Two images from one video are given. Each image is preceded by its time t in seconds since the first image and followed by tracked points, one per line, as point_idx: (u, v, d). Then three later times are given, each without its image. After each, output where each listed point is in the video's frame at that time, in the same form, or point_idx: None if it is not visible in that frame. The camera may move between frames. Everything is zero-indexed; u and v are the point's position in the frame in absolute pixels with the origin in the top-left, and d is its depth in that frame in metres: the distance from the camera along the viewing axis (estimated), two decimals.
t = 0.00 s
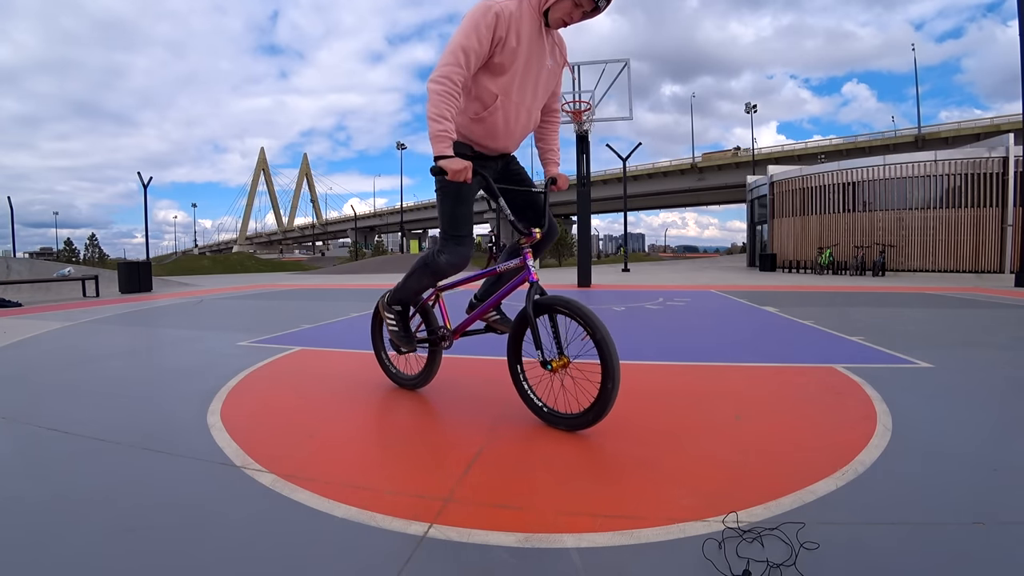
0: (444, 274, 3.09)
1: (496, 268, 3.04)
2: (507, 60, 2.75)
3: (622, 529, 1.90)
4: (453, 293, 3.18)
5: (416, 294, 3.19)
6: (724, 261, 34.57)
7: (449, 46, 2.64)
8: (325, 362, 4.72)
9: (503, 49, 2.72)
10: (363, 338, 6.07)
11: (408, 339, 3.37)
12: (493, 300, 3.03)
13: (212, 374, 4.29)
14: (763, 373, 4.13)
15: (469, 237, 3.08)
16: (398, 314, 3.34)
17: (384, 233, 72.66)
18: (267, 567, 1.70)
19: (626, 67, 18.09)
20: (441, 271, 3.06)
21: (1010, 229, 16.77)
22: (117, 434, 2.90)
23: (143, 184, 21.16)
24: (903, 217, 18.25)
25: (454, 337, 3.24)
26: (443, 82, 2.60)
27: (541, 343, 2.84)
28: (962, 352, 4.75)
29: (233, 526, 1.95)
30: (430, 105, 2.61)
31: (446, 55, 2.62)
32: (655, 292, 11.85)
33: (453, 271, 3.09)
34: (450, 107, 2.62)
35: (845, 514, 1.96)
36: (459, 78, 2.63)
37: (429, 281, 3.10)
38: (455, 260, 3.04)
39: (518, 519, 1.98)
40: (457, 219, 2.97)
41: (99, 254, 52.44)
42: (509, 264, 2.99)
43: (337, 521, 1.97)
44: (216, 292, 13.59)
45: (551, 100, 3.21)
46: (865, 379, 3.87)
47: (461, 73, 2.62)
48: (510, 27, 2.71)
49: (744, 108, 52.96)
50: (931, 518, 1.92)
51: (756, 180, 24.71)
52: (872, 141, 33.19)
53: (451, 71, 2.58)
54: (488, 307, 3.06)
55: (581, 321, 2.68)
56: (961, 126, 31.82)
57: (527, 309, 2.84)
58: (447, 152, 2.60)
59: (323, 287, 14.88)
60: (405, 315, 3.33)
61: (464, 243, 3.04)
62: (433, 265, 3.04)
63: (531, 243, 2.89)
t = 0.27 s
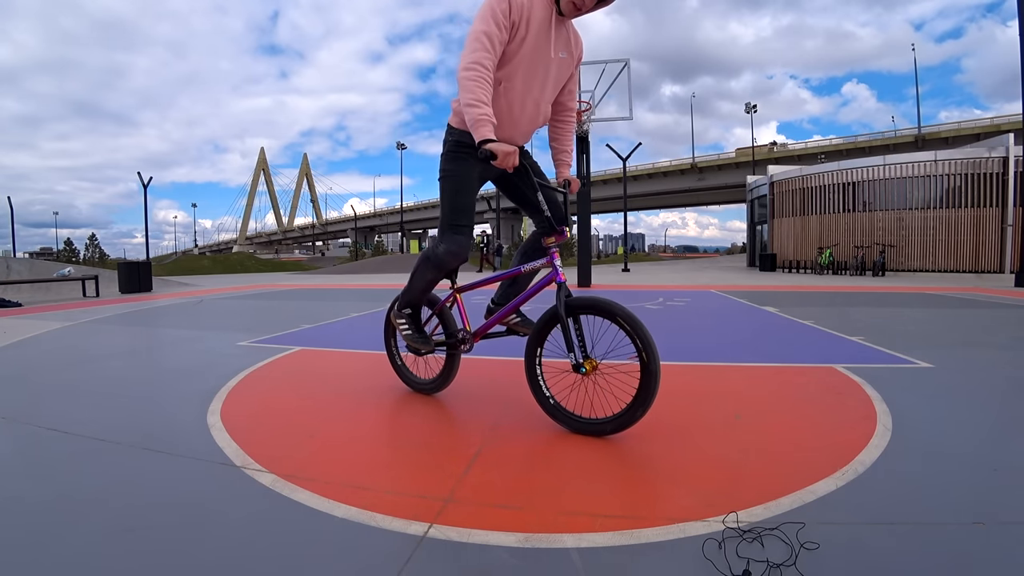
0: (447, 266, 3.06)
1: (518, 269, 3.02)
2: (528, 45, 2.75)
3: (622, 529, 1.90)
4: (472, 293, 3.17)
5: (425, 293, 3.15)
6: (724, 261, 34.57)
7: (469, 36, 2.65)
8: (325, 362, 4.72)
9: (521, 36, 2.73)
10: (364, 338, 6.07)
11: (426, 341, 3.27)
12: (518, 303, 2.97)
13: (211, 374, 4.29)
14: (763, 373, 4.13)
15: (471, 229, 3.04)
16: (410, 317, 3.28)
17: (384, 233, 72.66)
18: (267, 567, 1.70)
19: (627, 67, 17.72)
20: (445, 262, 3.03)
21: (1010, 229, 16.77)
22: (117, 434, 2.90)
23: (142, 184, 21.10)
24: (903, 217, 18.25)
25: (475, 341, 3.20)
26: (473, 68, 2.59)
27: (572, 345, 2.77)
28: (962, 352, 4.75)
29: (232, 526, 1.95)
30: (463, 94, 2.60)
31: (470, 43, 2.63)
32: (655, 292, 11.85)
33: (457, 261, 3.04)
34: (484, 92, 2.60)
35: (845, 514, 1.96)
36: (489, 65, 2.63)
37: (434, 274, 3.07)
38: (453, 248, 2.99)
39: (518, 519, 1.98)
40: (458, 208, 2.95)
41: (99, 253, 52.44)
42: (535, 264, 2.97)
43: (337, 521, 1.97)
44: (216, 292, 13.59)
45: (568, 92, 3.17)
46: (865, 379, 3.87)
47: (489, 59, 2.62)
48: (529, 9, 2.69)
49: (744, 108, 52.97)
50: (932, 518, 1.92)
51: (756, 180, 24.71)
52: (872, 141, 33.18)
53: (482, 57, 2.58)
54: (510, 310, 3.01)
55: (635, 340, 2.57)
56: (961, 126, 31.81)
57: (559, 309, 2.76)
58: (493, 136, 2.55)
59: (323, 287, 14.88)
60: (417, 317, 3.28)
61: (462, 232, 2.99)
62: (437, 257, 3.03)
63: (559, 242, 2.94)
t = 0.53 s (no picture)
0: (466, 246, 3.02)
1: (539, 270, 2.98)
2: (554, 43, 2.71)
3: (623, 528, 1.90)
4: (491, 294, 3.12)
5: (442, 287, 3.05)
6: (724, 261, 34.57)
7: (501, 25, 2.57)
8: (325, 362, 4.73)
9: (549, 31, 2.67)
10: (363, 337, 6.07)
11: (443, 345, 3.12)
12: (538, 305, 2.83)
13: (211, 374, 4.29)
14: (763, 373, 4.13)
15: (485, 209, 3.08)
16: (427, 320, 3.17)
17: (384, 233, 72.67)
18: (266, 567, 1.70)
19: (628, 66, 17.45)
20: (460, 241, 2.98)
21: (1010, 229, 16.77)
22: (117, 433, 2.90)
23: (142, 184, 21.05)
24: (903, 217, 18.25)
25: (494, 343, 3.09)
26: (499, 63, 2.54)
27: (596, 348, 2.68)
28: (963, 352, 4.74)
29: (232, 526, 1.95)
30: (486, 89, 2.54)
31: (500, 38, 2.55)
32: (655, 291, 11.85)
33: (475, 239, 3.02)
34: (507, 90, 2.55)
35: (845, 514, 1.96)
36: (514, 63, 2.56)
37: (455, 258, 3.00)
38: (472, 225, 3.00)
39: (518, 519, 1.98)
40: (473, 186, 2.98)
41: (99, 254, 52.42)
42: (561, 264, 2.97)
43: (336, 521, 1.97)
44: (216, 292, 13.59)
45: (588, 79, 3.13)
46: (865, 379, 3.87)
47: (518, 55, 2.57)
48: (563, 7, 2.62)
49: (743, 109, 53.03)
50: (932, 517, 1.92)
51: (756, 180, 24.71)
52: (872, 141, 33.18)
53: (510, 53, 2.52)
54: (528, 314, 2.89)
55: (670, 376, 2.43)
56: (961, 126, 31.81)
57: (582, 312, 2.71)
58: (499, 139, 2.50)
59: (323, 287, 14.89)
60: (435, 319, 3.16)
61: (480, 210, 3.03)
62: (454, 240, 2.97)
63: (584, 242, 2.83)
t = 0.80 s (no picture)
0: (500, 252, 2.98)
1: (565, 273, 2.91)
2: (568, 47, 2.68)
3: (623, 529, 1.90)
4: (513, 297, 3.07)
5: (471, 289, 3.04)
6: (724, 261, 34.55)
7: (503, 34, 2.56)
8: (325, 362, 4.73)
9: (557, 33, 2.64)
10: (363, 337, 6.07)
11: (466, 347, 3.10)
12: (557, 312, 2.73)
13: (211, 374, 4.29)
14: (763, 373, 4.13)
15: (519, 211, 3.01)
16: (452, 319, 3.16)
17: (384, 233, 72.65)
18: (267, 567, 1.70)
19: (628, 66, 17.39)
20: (493, 246, 2.93)
21: (1010, 229, 16.77)
22: (117, 434, 2.90)
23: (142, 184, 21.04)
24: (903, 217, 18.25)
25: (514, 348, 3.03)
26: (499, 74, 2.55)
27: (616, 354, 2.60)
28: (963, 352, 4.74)
29: (233, 526, 1.95)
30: (485, 101, 2.56)
31: (502, 46, 2.56)
32: (655, 292, 11.85)
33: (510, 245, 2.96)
34: (507, 103, 2.56)
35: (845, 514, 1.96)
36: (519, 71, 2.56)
37: (485, 262, 2.96)
38: (507, 229, 2.93)
39: (518, 519, 1.98)
40: (503, 189, 2.91)
41: (98, 254, 52.40)
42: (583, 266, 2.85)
43: (337, 522, 1.96)
44: (216, 292, 13.58)
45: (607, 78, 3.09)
46: (865, 379, 3.87)
47: (519, 65, 2.56)
48: (570, 9, 2.59)
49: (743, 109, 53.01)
50: (932, 517, 1.92)
51: (756, 180, 24.70)
52: (872, 141, 33.17)
53: (508, 65, 2.52)
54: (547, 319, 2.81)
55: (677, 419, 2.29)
56: (961, 126, 31.80)
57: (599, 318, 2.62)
58: (500, 150, 2.52)
59: (323, 287, 14.88)
60: (459, 320, 3.16)
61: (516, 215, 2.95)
62: (487, 245, 2.93)
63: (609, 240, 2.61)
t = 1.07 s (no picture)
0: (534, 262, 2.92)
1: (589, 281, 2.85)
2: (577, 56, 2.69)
3: (623, 528, 1.90)
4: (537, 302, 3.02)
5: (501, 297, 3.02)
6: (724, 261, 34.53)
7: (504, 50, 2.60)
8: (325, 362, 4.73)
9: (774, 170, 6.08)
10: (363, 337, 6.08)
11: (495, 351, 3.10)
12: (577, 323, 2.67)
13: (212, 374, 4.29)
14: (763, 373, 4.13)
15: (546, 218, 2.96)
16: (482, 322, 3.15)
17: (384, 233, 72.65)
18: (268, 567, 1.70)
19: (628, 65, 17.35)
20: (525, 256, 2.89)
21: (1010, 229, 16.77)
22: (119, 434, 2.90)
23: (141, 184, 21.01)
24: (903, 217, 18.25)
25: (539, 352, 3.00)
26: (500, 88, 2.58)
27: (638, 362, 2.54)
28: (963, 352, 4.75)
29: (234, 526, 1.95)
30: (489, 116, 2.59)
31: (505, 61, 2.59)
32: (655, 292, 11.85)
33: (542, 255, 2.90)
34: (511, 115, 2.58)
35: (845, 514, 1.96)
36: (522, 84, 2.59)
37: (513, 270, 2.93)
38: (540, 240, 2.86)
39: (518, 519, 1.98)
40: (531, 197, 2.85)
41: (98, 254, 52.41)
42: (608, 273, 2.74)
43: (337, 522, 1.97)
44: (216, 292, 13.58)
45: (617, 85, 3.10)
46: (865, 379, 3.87)
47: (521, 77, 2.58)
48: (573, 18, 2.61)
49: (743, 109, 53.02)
50: (932, 517, 1.92)
51: (756, 180, 24.70)
52: (872, 141, 33.17)
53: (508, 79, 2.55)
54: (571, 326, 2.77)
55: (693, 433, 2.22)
56: (961, 126, 31.80)
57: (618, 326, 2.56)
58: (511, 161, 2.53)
59: (323, 287, 14.88)
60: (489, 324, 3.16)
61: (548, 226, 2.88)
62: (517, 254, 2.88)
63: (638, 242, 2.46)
